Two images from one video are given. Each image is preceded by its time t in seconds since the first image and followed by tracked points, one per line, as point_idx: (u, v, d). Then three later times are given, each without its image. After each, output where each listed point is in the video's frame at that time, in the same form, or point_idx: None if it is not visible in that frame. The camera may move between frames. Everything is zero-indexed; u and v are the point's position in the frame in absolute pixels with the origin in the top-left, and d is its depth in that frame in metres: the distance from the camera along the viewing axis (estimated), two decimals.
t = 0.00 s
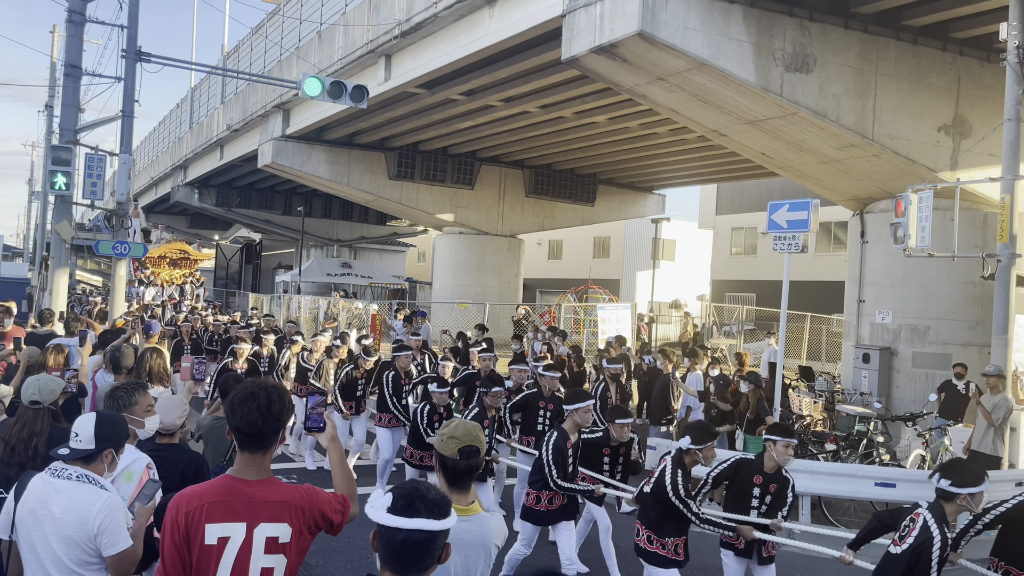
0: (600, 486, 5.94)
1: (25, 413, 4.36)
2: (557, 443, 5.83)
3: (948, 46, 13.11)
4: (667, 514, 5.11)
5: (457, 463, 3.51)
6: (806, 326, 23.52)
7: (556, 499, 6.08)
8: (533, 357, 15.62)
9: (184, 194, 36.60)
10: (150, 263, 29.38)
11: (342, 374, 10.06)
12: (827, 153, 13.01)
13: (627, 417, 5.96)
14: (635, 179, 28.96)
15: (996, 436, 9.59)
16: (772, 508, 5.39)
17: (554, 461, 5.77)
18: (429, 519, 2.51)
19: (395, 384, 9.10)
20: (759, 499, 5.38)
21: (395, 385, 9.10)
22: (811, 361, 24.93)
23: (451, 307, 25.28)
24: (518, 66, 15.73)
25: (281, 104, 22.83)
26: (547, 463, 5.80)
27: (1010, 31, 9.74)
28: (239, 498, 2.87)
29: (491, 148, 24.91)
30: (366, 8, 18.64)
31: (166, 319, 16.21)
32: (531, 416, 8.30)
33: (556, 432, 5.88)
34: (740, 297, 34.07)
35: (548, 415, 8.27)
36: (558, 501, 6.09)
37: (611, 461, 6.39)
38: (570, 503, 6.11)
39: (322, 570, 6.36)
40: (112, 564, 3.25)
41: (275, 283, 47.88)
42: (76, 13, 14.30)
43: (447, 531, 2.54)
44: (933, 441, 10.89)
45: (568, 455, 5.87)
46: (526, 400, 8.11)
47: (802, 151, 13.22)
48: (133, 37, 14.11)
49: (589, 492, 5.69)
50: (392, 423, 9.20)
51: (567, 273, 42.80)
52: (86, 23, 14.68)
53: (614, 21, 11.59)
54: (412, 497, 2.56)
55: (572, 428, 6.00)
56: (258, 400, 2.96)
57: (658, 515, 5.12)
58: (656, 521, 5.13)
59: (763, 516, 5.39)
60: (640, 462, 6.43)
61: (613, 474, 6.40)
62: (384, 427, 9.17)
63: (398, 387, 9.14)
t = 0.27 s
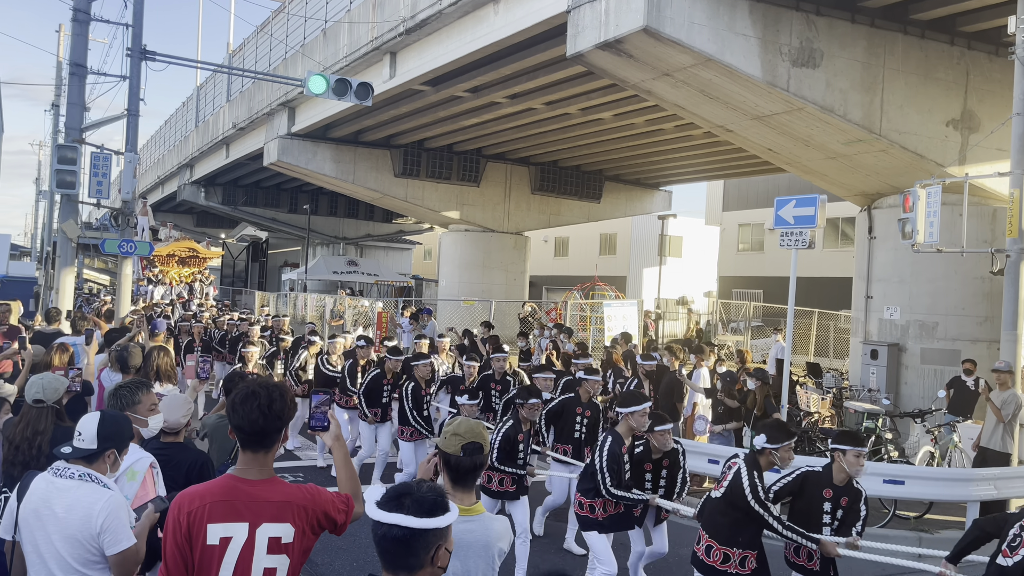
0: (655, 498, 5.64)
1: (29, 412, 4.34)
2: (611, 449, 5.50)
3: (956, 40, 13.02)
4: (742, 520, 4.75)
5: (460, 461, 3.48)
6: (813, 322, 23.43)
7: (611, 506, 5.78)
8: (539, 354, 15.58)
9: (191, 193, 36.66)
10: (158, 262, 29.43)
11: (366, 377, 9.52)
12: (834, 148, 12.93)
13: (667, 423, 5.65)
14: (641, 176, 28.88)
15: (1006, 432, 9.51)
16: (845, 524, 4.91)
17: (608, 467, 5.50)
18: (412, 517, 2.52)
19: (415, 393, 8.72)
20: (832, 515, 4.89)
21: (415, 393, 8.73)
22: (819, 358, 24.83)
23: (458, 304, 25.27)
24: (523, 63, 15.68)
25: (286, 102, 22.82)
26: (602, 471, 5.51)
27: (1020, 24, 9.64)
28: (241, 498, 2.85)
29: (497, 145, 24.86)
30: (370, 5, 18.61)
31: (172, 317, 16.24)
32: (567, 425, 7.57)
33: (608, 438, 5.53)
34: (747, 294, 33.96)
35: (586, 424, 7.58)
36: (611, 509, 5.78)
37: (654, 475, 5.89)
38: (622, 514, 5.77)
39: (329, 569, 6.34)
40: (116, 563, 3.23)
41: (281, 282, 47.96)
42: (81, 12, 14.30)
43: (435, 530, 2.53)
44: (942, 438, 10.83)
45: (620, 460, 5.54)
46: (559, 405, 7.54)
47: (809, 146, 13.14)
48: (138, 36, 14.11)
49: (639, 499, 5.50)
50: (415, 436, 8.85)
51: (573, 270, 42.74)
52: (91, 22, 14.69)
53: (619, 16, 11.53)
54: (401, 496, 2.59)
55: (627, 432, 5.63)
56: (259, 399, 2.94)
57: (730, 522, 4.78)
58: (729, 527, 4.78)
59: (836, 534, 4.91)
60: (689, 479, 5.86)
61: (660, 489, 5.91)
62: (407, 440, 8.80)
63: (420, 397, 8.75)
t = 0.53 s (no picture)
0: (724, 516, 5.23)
1: (33, 415, 4.33)
2: (672, 466, 5.08)
3: (960, 36, 12.97)
4: (830, 550, 4.22)
5: (467, 462, 3.47)
6: (818, 319, 23.39)
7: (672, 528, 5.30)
8: (543, 353, 15.57)
9: (194, 194, 36.69)
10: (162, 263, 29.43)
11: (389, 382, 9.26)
12: (838, 145, 12.89)
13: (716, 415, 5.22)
14: (644, 174, 28.85)
15: (1012, 429, 9.47)
16: (926, 533, 4.38)
17: (670, 488, 5.06)
18: (408, 520, 2.51)
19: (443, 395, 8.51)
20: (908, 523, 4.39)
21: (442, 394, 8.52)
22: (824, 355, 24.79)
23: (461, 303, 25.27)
24: (525, 61, 15.66)
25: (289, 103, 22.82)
26: (663, 492, 5.07)
27: None
28: (247, 502, 2.84)
29: (499, 144, 24.84)
30: (372, 5, 18.60)
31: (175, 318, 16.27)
32: (603, 438, 7.05)
33: (669, 454, 5.11)
34: (751, 291, 33.92)
35: (624, 438, 7.05)
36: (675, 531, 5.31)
37: (704, 482, 5.47)
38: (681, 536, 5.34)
39: (335, 570, 6.36)
40: (119, 568, 3.21)
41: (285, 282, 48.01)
42: (83, 13, 14.32)
43: (434, 534, 2.51)
44: (948, 435, 10.79)
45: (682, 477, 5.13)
46: (595, 417, 7.03)
47: (813, 143, 13.10)
48: (140, 37, 14.12)
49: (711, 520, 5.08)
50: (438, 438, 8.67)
51: (576, 268, 42.72)
52: (93, 24, 14.70)
53: (621, 14, 11.50)
54: (403, 499, 2.60)
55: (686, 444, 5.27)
56: (264, 402, 2.93)
57: (823, 547, 4.24)
58: (816, 559, 4.25)
59: (915, 544, 4.41)
60: (739, 488, 5.46)
61: (713, 500, 5.51)
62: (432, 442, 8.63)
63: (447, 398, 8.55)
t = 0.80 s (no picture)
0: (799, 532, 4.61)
1: (35, 420, 4.34)
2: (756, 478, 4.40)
3: (959, 34, 12.97)
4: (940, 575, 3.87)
5: (473, 464, 3.47)
6: (818, 318, 23.41)
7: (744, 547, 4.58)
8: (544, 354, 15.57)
9: (193, 196, 36.68)
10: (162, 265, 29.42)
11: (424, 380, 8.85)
12: (838, 144, 12.90)
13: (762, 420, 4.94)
14: (643, 174, 28.86)
15: (1015, 427, 9.46)
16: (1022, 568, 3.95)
17: (756, 500, 4.39)
18: (412, 526, 2.51)
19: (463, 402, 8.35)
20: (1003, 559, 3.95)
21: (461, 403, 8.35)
22: (824, 354, 24.81)
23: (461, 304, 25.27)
24: (525, 62, 15.65)
25: (288, 105, 22.81)
26: (748, 506, 4.39)
27: None
28: (253, 507, 2.85)
29: (499, 145, 24.84)
30: (371, 7, 18.60)
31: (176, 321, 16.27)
32: (648, 456, 6.38)
33: (750, 464, 4.46)
34: (751, 291, 33.95)
35: (671, 458, 6.35)
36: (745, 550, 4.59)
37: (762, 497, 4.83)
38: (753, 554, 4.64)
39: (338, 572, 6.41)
40: None
41: (285, 284, 48.01)
42: (82, 17, 14.32)
43: (439, 541, 2.51)
44: (949, 433, 10.80)
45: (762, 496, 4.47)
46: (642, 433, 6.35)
47: (813, 143, 13.11)
48: (140, 40, 14.12)
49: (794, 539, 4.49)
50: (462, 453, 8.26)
51: (576, 268, 42.74)
52: (93, 27, 14.70)
53: (621, 15, 11.50)
54: (408, 504, 2.61)
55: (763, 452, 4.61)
56: (268, 407, 2.93)
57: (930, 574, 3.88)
58: None
59: None
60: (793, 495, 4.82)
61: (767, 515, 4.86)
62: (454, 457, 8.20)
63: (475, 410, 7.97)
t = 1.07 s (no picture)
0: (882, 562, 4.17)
1: (30, 422, 4.30)
2: (840, 499, 3.99)
3: (955, 35, 12.98)
4: None
5: (470, 466, 3.44)
6: (815, 319, 23.43)
7: None
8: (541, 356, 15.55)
9: (189, 199, 36.59)
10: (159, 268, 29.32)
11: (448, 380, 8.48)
12: (835, 146, 12.90)
13: (820, 426, 5.15)
14: (640, 175, 28.85)
15: (1012, 429, 9.46)
16: None
17: (837, 526, 3.99)
18: (407, 531, 2.49)
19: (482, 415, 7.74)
20: None
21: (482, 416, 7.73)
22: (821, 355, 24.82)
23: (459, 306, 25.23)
24: (521, 64, 15.64)
25: (284, 107, 22.77)
26: (827, 531, 4.01)
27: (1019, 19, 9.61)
28: (250, 511, 2.82)
29: (496, 147, 24.83)
30: (367, 9, 18.59)
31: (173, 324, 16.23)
32: (704, 473, 5.94)
33: (836, 484, 4.05)
34: (748, 292, 33.98)
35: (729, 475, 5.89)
36: None
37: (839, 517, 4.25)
38: None
39: None
40: None
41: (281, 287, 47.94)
42: (78, 19, 14.28)
43: (433, 545, 2.48)
44: (947, 434, 10.79)
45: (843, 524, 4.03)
46: (695, 448, 5.89)
47: (809, 144, 13.11)
48: (135, 42, 14.08)
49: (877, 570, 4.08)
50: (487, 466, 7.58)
51: (573, 270, 42.74)
52: (88, 30, 14.66)
53: (618, 17, 11.49)
54: (403, 507, 2.58)
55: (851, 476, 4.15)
56: (263, 410, 2.91)
57: None
58: None
59: None
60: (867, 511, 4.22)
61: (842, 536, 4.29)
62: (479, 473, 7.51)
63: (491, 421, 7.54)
